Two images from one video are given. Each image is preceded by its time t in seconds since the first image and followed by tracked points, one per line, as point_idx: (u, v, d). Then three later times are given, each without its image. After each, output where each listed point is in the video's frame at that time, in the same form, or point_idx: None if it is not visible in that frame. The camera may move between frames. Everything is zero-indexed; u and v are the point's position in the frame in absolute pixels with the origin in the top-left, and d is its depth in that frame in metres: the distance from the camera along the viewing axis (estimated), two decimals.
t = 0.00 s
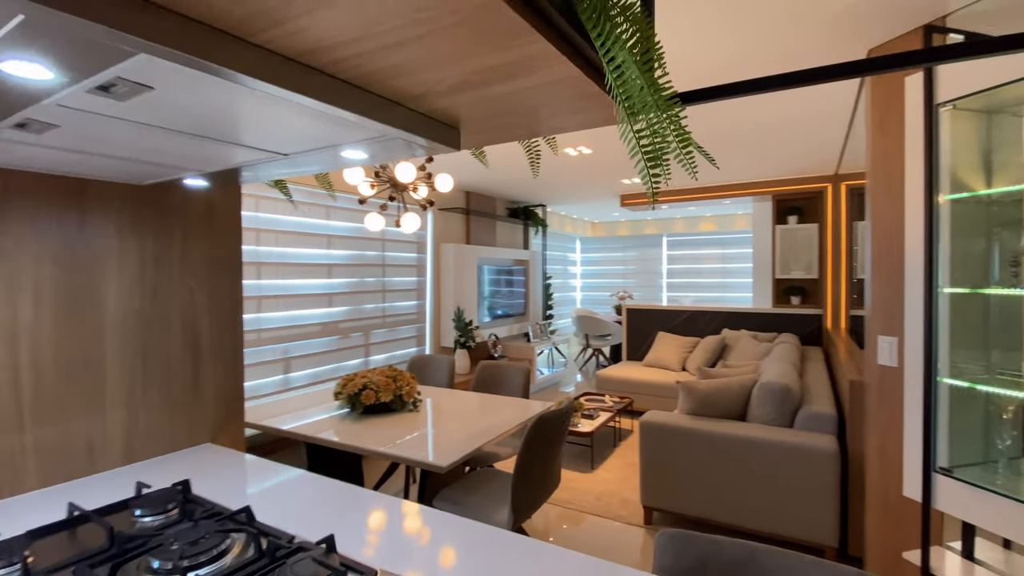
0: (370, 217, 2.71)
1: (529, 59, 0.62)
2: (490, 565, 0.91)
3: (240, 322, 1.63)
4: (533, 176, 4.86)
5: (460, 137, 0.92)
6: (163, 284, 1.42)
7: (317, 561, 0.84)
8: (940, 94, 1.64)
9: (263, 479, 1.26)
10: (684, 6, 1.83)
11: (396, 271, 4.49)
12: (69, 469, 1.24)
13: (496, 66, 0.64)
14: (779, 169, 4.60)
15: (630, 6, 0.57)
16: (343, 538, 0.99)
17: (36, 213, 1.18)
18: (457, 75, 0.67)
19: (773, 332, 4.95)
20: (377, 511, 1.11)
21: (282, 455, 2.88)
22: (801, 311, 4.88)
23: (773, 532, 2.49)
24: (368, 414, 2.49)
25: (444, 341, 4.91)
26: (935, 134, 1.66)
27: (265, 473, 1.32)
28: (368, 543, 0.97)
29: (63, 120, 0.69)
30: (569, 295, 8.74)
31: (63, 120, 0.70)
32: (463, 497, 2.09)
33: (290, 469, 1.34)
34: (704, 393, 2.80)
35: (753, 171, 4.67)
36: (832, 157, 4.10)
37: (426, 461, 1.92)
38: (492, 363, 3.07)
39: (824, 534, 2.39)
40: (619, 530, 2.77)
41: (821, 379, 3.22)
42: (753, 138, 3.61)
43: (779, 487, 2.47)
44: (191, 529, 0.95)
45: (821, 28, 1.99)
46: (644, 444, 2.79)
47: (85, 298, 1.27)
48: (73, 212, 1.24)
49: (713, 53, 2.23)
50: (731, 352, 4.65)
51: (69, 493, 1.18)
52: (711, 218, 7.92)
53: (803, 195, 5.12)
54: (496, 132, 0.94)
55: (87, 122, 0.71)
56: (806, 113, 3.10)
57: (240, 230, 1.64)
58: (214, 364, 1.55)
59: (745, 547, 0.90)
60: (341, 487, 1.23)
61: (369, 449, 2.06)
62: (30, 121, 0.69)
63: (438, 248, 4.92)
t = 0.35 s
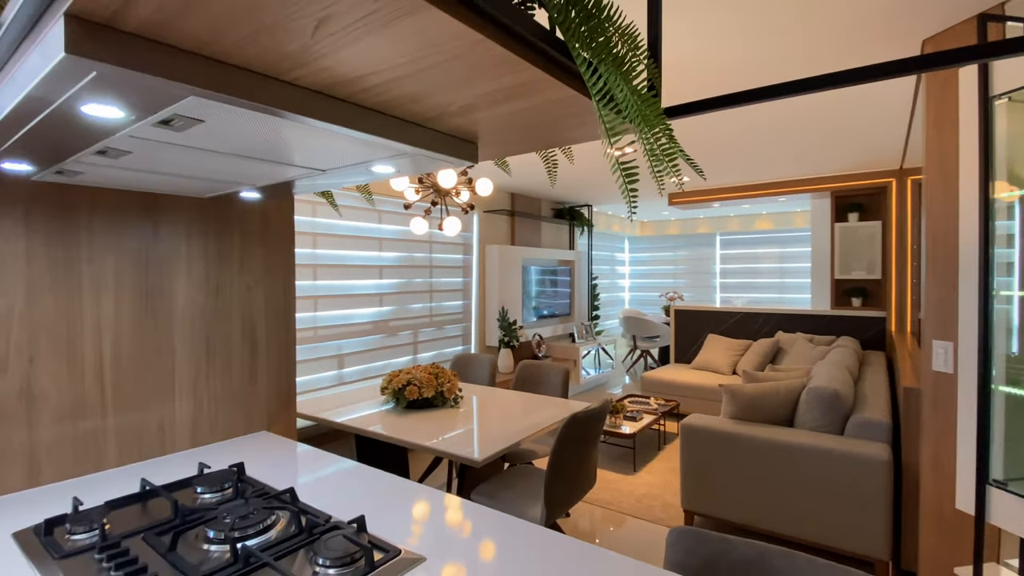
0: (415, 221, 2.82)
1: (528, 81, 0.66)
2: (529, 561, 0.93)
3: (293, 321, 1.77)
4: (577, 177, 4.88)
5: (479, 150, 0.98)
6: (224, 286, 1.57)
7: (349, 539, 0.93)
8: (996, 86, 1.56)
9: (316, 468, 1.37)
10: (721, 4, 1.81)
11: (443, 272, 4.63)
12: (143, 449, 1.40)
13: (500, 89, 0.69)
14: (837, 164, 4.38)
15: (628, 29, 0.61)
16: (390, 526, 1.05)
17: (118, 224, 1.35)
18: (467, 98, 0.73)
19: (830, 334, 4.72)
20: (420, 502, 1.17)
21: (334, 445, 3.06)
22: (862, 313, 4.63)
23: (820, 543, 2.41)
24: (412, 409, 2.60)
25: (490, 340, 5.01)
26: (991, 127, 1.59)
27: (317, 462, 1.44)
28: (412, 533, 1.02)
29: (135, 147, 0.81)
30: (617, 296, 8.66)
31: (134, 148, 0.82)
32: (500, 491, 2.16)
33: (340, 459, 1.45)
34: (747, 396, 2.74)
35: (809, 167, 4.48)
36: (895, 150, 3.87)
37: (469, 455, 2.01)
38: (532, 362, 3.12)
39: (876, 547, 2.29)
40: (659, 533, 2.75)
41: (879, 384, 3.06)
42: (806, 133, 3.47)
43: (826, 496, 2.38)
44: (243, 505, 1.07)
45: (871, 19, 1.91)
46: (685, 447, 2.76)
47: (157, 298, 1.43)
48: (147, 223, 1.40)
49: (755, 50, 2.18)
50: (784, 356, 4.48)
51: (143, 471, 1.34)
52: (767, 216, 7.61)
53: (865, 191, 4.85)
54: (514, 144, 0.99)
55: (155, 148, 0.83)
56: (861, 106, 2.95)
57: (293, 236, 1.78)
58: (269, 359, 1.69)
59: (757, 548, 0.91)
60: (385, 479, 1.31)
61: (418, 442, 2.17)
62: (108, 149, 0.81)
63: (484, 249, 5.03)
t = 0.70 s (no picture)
0: (436, 223, 2.89)
1: (503, 96, 0.71)
2: (544, 558, 0.95)
3: (315, 319, 1.85)
4: (602, 177, 4.88)
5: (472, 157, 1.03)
6: (250, 286, 1.67)
7: (353, 523, 1.00)
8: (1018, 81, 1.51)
9: (339, 461, 1.44)
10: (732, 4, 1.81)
11: (468, 273, 4.71)
12: (175, 437, 1.52)
13: (479, 103, 0.74)
14: (872, 160, 4.24)
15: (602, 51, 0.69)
16: (414, 520, 1.09)
17: (153, 229, 1.47)
18: (450, 112, 0.78)
19: (865, 336, 4.58)
20: (440, 497, 1.21)
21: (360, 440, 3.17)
22: (899, 315, 4.47)
23: (843, 549, 2.36)
24: (432, 405, 2.68)
25: (515, 340, 5.07)
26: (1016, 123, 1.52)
27: (338, 456, 1.51)
28: (433, 526, 1.06)
29: (158, 161, 0.89)
30: (646, 296, 8.58)
31: (158, 162, 0.90)
32: (515, 487, 2.21)
33: (364, 453, 1.51)
34: (769, 398, 2.69)
35: (841, 164, 4.35)
36: (932, 145, 3.73)
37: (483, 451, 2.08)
38: (552, 361, 3.16)
39: (901, 555, 2.22)
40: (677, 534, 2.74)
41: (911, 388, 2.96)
42: (835, 129, 3.39)
43: (849, 501, 2.33)
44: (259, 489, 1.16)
45: (891, 13, 1.87)
46: (704, 448, 2.75)
47: (188, 297, 1.54)
48: (180, 227, 1.52)
49: (773, 48, 2.16)
50: (815, 358, 4.36)
51: (174, 457, 1.45)
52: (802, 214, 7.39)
53: (903, 187, 4.67)
54: (508, 151, 1.03)
55: (175, 162, 0.91)
56: (891, 99, 2.87)
57: (315, 238, 1.86)
58: (292, 355, 1.78)
59: (742, 543, 0.92)
60: (400, 474, 1.37)
61: (437, 438, 2.25)
62: (136, 163, 0.90)
63: (508, 250, 5.09)
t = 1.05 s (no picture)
0: (439, 224, 2.91)
1: (463, 109, 0.73)
2: (543, 558, 0.97)
3: (315, 320, 1.89)
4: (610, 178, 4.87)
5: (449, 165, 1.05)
6: (252, 288, 1.72)
7: (336, 521, 1.03)
8: (1017, 79, 1.48)
9: (342, 460, 1.49)
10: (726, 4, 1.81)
11: (477, 274, 4.75)
12: (178, 434, 1.58)
13: (443, 117, 0.76)
14: (886, 159, 4.16)
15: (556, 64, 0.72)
16: (416, 522, 1.11)
17: (157, 235, 1.53)
18: (415, 124, 0.80)
19: (879, 339, 4.49)
20: (444, 497, 1.25)
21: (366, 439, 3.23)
22: (915, 317, 4.37)
23: (846, 554, 2.33)
24: (434, 405, 2.71)
25: (523, 340, 5.09)
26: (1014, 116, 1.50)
27: (338, 455, 1.54)
28: (437, 524, 1.10)
29: (146, 172, 0.93)
30: (659, 296, 8.53)
31: (146, 172, 0.94)
32: (514, 487, 2.23)
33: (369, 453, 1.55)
34: (773, 401, 2.66)
35: (855, 163, 4.27)
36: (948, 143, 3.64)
37: (480, 452, 2.11)
38: (555, 362, 3.17)
39: (904, 561, 2.19)
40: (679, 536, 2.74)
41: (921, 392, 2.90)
42: (845, 127, 3.34)
43: (853, 506, 2.30)
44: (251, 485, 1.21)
45: (890, 11, 1.85)
46: (706, 451, 2.73)
47: (190, 299, 1.59)
48: (182, 232, 1.57)
49: (771, 49, 2.15)
50: (827, 360, 4.30)
51: (176, 453, 1.51)
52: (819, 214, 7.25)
53: (919, 186, 4.58)
54: (485, 159, 1.05)
55: (163, 172, 0.95)
56: (899, 97, 2.81)
57: (316, 241, 1.90)
58: (293, 355, 1.83)
59: (710, 547, 0.93)
60: (397, 474, 1.39)
61: (439, 439, 2.28)
62: (127, 175, 0.95)
63: (517, 251, 5.11)
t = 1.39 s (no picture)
0: (436, 228, 2.91)
1: (411, 125, 0.74)
2: (538, 563, 1.00)
3: (304, 325, 1.91)
4: (613, 179, 4.86)
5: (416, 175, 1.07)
6: (241, 293, 1.75)
7: (307, 526, 1.05)
8: (1007, 80, 1.45)
9: (333, 462, 1.51)
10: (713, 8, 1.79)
11: (479, 275, 4.77)
12: (168, 437, 1.61)
13: (395, 131, 0.78)
14: (892, 159, 4.10)
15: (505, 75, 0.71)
16: (412, 524, 1.12)
17: (146, 243, 1.56)
18: (368, 139, 0.81)
19: (886, 341, 4.43)
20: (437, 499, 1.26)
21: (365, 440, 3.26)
22: (922, 319, 4.30)
23: (841, 560, 2.31)
24: (429, 407, 2.73)
25: (526, 342, 5.10)
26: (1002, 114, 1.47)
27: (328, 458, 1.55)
28: (433, 526, 1.12)
29: (118, 185, 0.96)
30: (666, 297, 8.48)
31: (120, 186, 0.97)
32: (506, 489, 2.24)
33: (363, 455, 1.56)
34: (769, 405, 2.64)
35: (861, 163, 4.21)
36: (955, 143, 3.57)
37: (469, 455, 2.13)
38: (552, 364, 3.18)
39: (899, 568, 2.17)
40: (673, 541, 2.73)
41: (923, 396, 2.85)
42: (847, 127, 3.29)
43: (848, 512, 2.28)
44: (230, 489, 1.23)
45: (881, 12, 1.82)
46: (701, 454, 2.72)
47: (180, 305, 1.63)
48: (171, 240, 1.61)
49: (763, 51, 2.13)
50: (832, 363, 4.24)
51: (165, 456, 1.54)
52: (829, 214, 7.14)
53: (928, 186, 4.50)
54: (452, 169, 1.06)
55: (135, 185, 0.98)
56: (899, 97, 2.78)
57: (305, 247, 1.93)
58: (283, 359, 1.85)
59: (669, 555, 0.94)
60: (384, 476, 1.40)
61: (430, 441, 2.30)
62: (100, 187, 0.97)
63: (520, 252, 5.13)
